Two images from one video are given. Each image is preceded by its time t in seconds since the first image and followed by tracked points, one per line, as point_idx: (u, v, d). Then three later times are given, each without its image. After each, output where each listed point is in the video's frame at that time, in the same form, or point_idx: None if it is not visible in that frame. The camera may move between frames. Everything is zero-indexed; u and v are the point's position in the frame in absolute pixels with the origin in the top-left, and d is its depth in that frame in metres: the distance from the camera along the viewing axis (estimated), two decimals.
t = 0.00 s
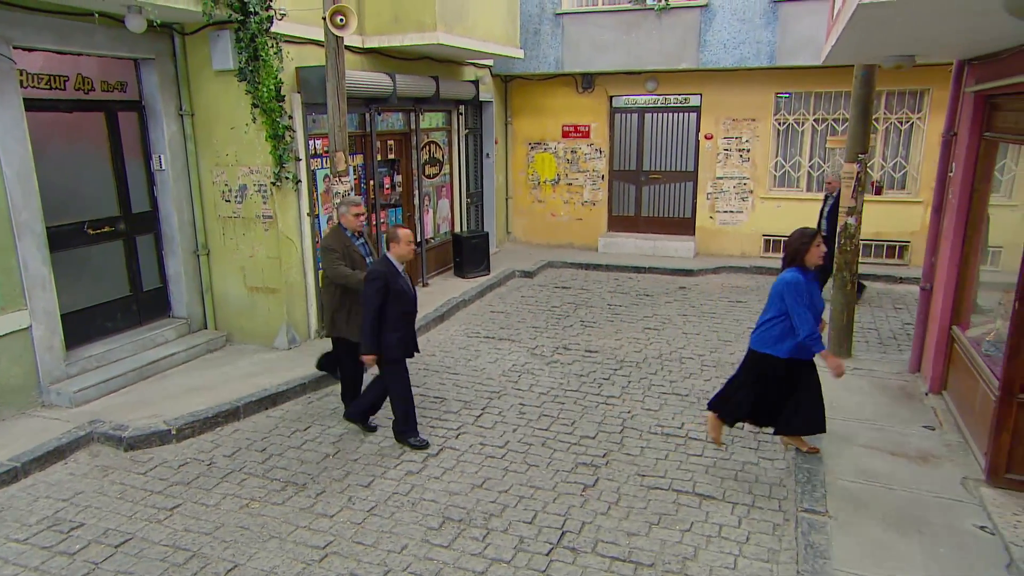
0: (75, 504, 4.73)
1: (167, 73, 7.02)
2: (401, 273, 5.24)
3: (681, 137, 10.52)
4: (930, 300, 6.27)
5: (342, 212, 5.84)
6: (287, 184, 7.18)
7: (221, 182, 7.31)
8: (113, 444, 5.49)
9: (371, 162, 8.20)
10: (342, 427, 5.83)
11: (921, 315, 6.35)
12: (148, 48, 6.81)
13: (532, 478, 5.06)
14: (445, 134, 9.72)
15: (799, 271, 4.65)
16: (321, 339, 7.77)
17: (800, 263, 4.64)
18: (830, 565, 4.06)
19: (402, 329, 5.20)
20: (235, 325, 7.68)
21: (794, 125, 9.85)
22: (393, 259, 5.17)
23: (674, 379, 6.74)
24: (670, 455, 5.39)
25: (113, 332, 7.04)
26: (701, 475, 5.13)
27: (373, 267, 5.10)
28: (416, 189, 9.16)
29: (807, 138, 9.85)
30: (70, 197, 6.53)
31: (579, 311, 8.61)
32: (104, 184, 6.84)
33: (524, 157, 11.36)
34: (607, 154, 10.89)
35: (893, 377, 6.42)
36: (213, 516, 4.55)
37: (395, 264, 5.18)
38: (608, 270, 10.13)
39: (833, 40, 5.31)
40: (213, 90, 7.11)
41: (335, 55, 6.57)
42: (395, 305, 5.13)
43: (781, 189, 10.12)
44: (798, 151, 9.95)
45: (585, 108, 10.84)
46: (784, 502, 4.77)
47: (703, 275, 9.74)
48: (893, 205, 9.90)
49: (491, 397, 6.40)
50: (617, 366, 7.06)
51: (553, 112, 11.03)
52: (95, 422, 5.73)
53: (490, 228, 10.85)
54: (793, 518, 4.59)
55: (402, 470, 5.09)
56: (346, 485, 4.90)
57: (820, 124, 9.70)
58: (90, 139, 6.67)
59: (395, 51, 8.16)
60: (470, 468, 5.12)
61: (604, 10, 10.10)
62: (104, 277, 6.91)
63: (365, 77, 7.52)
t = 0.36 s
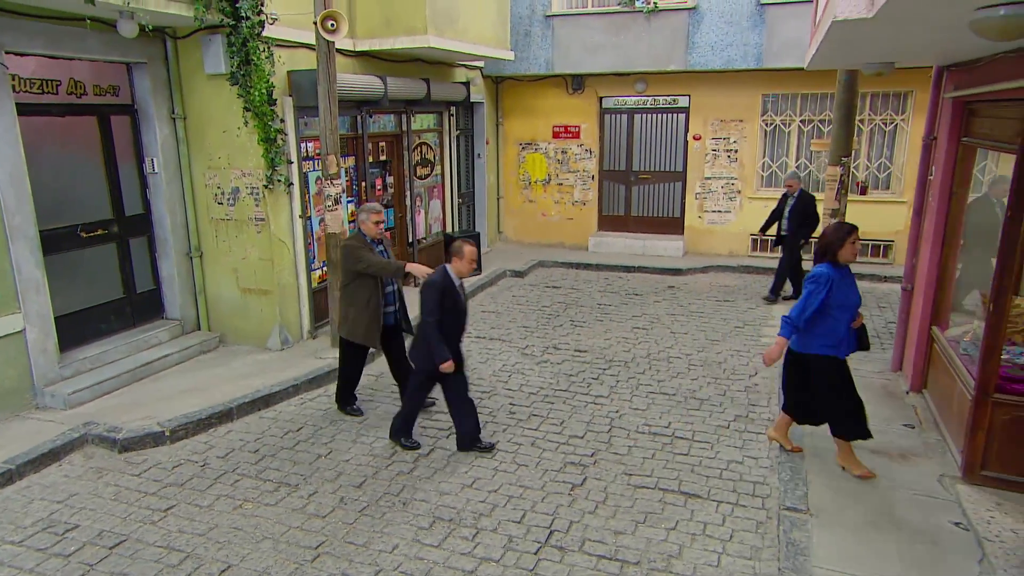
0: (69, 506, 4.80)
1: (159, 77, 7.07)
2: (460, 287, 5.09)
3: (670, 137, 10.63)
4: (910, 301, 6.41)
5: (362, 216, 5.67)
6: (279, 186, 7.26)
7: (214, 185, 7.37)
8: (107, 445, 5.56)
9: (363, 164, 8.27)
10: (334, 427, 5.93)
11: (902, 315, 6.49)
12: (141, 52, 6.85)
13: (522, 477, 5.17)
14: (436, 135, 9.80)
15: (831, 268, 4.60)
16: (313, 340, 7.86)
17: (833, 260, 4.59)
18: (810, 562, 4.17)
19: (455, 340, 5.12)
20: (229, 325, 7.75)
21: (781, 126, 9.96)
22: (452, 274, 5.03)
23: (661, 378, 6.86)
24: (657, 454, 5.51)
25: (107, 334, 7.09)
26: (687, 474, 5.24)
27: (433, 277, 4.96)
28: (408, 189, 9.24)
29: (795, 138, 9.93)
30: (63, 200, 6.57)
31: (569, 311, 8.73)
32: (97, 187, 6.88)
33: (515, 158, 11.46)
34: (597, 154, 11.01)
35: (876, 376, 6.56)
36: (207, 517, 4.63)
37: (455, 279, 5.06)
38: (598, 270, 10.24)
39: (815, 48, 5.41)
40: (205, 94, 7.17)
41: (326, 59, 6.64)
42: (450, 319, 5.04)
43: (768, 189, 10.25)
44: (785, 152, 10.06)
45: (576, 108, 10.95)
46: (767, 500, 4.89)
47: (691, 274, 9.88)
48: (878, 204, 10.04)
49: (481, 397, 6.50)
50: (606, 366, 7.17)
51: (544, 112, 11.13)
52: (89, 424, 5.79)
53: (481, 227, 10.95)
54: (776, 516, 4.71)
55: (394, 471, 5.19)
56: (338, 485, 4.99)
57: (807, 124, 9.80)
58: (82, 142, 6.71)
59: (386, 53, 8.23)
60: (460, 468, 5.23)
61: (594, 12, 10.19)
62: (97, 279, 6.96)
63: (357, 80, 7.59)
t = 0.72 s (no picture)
0: (64, 508, 4.88)
1: (151, 81, 7.12)
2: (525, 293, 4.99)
3: (659, 138, 10.75)
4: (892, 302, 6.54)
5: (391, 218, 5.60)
6: (271, 189, 7.33)
7: (206, 188, 7.44)
8: (101, 447, 5.63)
9: (354, 166, 8.34)
10: (327, 428, 6.02)
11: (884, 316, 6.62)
12: (133, 57, 6.90)
13: (511, 477, 5.27)
14: (427, 137, 9.90)
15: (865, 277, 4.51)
16: (306, 340, 7.94)
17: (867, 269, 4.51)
18: (791, 559, 4.29)
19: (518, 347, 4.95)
20: (222, 327, 7.82)
21: (768, 128, 10.11)
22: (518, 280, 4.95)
23: (649, 377, 6.98)
24: (643, 453, 5.62)
25: (101, 336, 7.14)
26: (673, 472, 5.35)
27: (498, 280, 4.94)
28: (399, 191, 9.32)
29: (780, 140, 10.10)
30: (56, 204, 6.62)
31: (559, 311, 8.84)
32: (90, 190, 6.93)
33: (505, 158, 11.59)
34: (587, 155, 11.13)
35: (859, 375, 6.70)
36: (200, 518, 4.72)
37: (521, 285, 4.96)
38: (588, 269, 10.36)
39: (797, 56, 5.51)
40: (197, 97, 7.23)
41: (317, 64, 6.71)
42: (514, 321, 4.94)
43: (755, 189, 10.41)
44: (772, 152, 10.20)
45: (566, 110, 11.07)
46: (750, 498, 5.01)
47: (680, 274, 10.02)
48: (863, 205, 10.19)
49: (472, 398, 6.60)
50: (595, 366, 7.29)
51: (534, 113, 11.25)
52: (83, 426, 5.86)
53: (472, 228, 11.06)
54: (759, 514, 4.83)
55: (385, 471, 5.29)
56: (330, 486, 5.09)
57: (793, 126, 9.97)
58: (75, 146, 6.75)
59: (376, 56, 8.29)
60: (451, 468, 5.33)
61: (584, 14, 10.30)
62: (91, 282, 7.01)
63: (349, 83, 7.67)
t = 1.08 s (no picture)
0: (58, 510, 4.95)
1: (143, 85, 7.17)
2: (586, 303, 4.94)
3: (649, 140, 10.88)
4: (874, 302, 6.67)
5: (419, 234, 5.39)
6: (263, 193, 7.39)
7: (199, 191, 7.50)
8: (95, 449, 5.70)
9: (347, 169, 8.41)
10: (319, 429, 6.11)
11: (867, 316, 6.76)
12: (125, 61, 6.94)
13: (501, 476, 5.37)
14: (419, 139, 9.98)
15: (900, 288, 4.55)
16: (299, 342, 8.01)
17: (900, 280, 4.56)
18: (773, 556, 4.40)
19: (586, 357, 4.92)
20: (215, 328, 7.89)
21: (755, 129, 10.28)
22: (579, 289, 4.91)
23: (638, 377, 7.08)
24: (631, 453, 5.73)
25: (95, 338, 7.20)
26: (660, 472, 5.46)
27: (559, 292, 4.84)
28: (391, 192, 9.39)
29: (767, 142, 10.29)
30: (49, 207, 6.66)
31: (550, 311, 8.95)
32: (83, 194, 6.98)
33: (497, 159, 11.70)
34: (577, 155, 11.25)
35: (843, 374, 6.84)
36: (194, 519, 4.80)
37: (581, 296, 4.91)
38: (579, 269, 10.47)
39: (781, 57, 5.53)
40: (189, 101, 7.28)
41: (309, 68, 6.77)
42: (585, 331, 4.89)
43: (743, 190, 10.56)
44: (760, 154, 10.39)
45: (557, 111, 11.18)
46: (734, 497, 5.12)
47: (669, 274, 10.15)
48: (850, 205, 10.32)
49: (463, 399, 6.69)
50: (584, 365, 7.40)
51: (525, 115, 11.37)
52: (77, 428, 5.92)
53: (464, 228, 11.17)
54: (743, 512, 4.93)
55: (377, 472, 5.39)
56: (322, 487, 5.18)
57: (780, 127, 10.17)
58: (67, 150, 6.79)
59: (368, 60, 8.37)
60: (442, 468, 5.43)
61: (574, 17, 10.41)
62: (85, 285, 7.07)
63: (340, 86, 7.74)
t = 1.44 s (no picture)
0: (55, 512, 5.02)
1: (137, 89, 7.22)
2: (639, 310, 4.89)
3: (640, 141, 11.01)
4: (860, 303, 6.79)
5: (449, 237, 5.38)
6: (257, 196, 7.46)
7: (193, 194, 7.56)
8: (91, 451, 5.77)
9: (340, 171, 8.47)
10: (313, 430, 6.19)
11: (852, 316, 6.88)
12: (119, 65, 6.99)
13: (493, 476, 5.47)
14: (412, 140, 10.06)
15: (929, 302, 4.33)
16: (292, 343, 8.08)
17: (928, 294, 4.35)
18: (758, 554, 4.50)
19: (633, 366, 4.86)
20: (209, 330, 7.95)
21: (744, 131, 10.42)
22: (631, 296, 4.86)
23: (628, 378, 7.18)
24: (621, 453, 5.83)
25: (90, 341, 7.25)
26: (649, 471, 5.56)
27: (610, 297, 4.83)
28: (384, 194, 9.47)
29: (756, 143, 10.42)
30: (44, 211, 6.72)
31: (542, 312, 9.05)
32: (78, 197, 7.03)
33: (489, 160, 11.80)
34: (569, 156, 11.37)
35: (829, 374, 6.96)
36: (189, 520, 4.89)
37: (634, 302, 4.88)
38: (571, 269, 10.59)
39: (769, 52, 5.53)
40: (183, 105, 7.34)
41: (302, 73, 6.84)
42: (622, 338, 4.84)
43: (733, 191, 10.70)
44: (749, 155, 10.53)
45: (548, 113, 11.30)
46: (721, 496, 5.23)
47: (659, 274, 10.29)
48: (838, 206, 10.45)
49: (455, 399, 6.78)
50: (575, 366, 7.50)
51: (517, 117, 11.48)
52: (73, 430, 5.99)
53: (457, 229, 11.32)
54: (729, 511, 5.04)
55: (370, 472, 5.48)
56: (316, 487, 5.27)
57: (769, 129, 10.31)
58: (61, 153, 6.84)
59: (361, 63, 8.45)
60: (434, 469, 5.52)
61: (565, 20, 10.55)
62: (79, 287, 7.12)
63: (333, 90, 7.82)
